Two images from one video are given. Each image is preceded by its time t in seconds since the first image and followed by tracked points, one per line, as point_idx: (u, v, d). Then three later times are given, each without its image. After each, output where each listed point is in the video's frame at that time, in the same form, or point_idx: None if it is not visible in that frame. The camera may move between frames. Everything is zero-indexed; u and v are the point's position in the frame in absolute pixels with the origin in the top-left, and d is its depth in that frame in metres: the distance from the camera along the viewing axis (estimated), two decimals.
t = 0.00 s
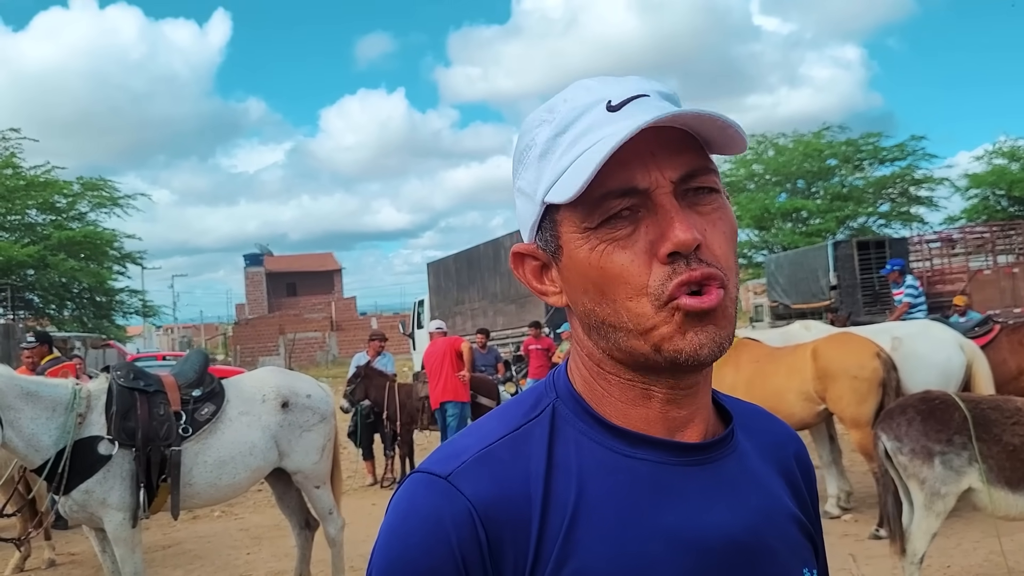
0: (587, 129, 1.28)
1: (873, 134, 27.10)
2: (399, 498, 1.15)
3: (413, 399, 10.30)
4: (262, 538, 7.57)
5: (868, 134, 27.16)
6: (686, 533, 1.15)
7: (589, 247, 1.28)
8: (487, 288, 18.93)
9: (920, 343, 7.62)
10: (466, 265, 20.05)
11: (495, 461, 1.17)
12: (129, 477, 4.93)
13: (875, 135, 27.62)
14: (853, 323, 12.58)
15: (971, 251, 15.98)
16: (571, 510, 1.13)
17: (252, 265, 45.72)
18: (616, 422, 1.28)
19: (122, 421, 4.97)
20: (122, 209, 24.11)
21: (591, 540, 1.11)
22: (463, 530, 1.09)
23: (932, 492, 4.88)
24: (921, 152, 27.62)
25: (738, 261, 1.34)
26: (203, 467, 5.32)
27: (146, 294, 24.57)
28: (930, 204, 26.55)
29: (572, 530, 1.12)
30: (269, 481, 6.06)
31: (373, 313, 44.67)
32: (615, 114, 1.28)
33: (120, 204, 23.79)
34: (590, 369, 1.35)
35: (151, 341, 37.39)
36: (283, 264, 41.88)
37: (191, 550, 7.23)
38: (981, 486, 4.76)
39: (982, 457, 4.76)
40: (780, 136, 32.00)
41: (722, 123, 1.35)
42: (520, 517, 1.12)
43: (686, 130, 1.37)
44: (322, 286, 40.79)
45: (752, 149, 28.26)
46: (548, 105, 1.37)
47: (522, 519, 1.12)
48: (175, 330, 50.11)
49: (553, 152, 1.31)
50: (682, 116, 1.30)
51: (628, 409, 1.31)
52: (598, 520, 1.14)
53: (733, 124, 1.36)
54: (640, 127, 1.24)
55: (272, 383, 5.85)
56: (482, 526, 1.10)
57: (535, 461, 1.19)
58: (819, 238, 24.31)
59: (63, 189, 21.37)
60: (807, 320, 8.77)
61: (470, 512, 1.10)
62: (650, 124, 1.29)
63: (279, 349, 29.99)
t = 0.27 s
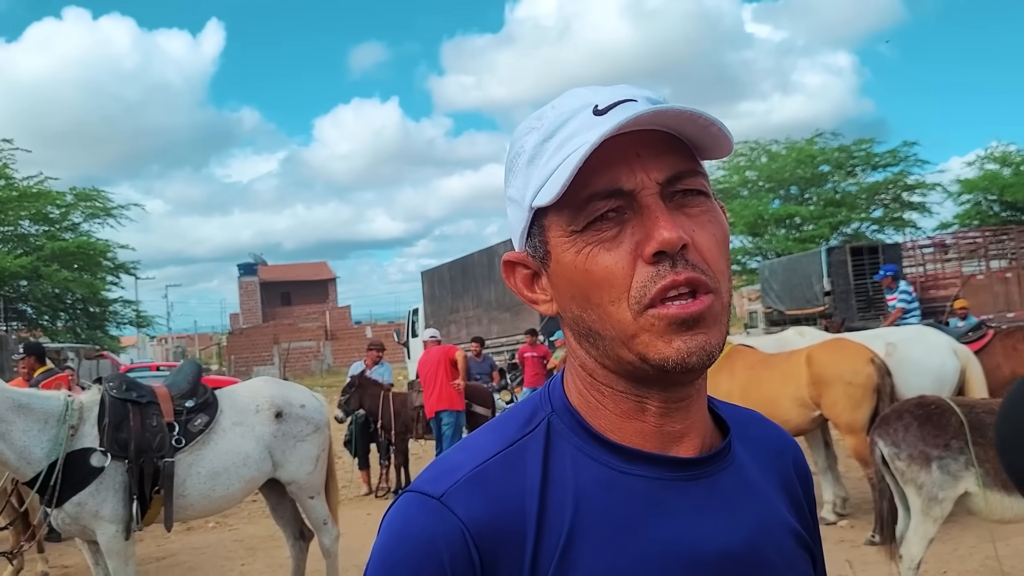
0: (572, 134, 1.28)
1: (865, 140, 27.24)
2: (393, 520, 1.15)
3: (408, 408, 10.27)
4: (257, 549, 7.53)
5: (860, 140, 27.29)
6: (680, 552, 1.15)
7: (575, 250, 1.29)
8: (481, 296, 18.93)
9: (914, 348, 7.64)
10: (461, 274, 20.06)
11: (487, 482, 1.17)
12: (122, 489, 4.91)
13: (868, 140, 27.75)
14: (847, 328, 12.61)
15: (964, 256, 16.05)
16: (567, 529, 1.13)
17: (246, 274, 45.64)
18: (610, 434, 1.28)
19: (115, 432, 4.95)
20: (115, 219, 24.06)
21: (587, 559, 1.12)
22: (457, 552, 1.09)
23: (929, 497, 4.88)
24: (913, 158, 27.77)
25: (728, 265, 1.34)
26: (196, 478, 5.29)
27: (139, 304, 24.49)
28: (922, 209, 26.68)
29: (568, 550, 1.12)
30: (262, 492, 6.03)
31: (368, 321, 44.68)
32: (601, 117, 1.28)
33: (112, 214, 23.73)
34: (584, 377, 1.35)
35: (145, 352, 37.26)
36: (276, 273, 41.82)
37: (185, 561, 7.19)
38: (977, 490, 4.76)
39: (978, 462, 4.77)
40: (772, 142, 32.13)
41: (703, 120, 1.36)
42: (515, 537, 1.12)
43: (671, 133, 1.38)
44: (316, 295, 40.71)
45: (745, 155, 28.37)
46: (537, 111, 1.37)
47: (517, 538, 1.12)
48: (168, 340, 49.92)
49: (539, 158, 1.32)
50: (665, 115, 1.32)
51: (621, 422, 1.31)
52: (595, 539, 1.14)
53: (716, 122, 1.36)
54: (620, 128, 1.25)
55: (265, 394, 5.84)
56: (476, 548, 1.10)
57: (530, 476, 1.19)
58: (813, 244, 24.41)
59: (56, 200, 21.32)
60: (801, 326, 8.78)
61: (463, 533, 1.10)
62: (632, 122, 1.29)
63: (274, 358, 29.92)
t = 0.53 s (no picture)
0: (550, 137, 1.28)
1: (853, 142, 27.40)
2: (375, 533, 1.15)
3: (397, 411, 10.22)
4: (245, 553, 7.49)
5: (848, 143, 27.45)
6: (663, 559, 1.15)
7: (551, 252, 1.30)
8: (471, 298, 18.91)
9: (902, 350, 7.68)
10: (450, 276, 20.03)
11: (468, 492, 1.17)
12: (109, 494, 4.87)
13: (855, 143, 27.92)
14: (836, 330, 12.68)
15: (950, 257, 16.16)
16: (548, 542, 1.14)
17: (234, 277, 45.40)
18: (591, 442, 1.29)
19: (102, 436, 4.90)
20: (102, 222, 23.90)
21: (569, 568, 1.13)
22: (438, 565, 1.09)
23: (918, 498, 4.90)
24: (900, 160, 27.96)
25: (708, 269, 1.34)
26: (184, 482, 5.26)
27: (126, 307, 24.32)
28: (909, 211, 26.86)
29: (550, 562, 1.13)
30: (251, 495, 6.00)
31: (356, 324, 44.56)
32: (580, 119, 1.28)
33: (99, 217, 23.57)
34: (564, 382, 1.35)
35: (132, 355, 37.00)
36: (265, 275, 41.63)
37: (173, 566, 7.14)
38: (964, 491, 4.80)
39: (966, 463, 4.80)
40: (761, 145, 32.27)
41: (682, 124, 1.36)
42: (496, 549, 1.13)
43: (653, 136, 1.39)
44: (305, 298, 40.54)
45: (734, 158, 28.48)
46: (519, 113, 1.37)
47: (499, 550, 1.13)
48: (155, 343, 49.59)
49: (517, 161, 1.32)
50: (642, 119, 1.32)
51: (604, 428, 1.31)
52: (577, 550, 1.14)
53: (694, 126, 1.37)
54: (596, 128, 1.25)
55: (254, 397, 5.81)
56: (458, 562, 1.11)
57: (512, 487, 1.19)
58: (802, 246, 24.52)
59: (42, 202, 21.16)
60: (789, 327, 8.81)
61: (445, 548, 1.11)
62: (612, 123, 1.30)
63: (263, 361, 29.79)
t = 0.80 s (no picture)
0: (541, 134, 1.27)
1: (851, 144, 27.43)
2: (368, 536, 1.14)
3: (394, 413, 10.18)
4: (242, 555, 7.47)
5: (846, 144, 27.48)
6: (659, 557, 1.14)
7: (544, 249, 1.29)
8: (468, 300, 18.89)
9: (900, 351, 7.68)
10: (448, 278, 20.01)
11: (462, 494, 1.16)
12: (106, 496, 4.85)
13: (853, 144, 27.96)
14: (834, 332, 12.69)
15: (948, 259, 16.18)
16: (543, 542, 1.13)
17: (231, 278, 45.32)
18: (585, 441, 1.28)
19: (98, 438, 4.88)
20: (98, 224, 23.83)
21: (564, 567, 1.12)
22: (433, 567, 1.09)
23: (917, 498, 4.91)
24: (898, 161, 28.01)
25: (701, 266, 1.34)
26: (181, 485, 5.25)
27: (123, 309, 24.26)
28: (907, 212, 26.89)
29: (545, 562, 1.12)
30: (248, 498, 5.99)
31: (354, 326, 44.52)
32: (570, 117, 1.27)
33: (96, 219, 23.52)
34: (556, 380, 1.35)
35: (129, 358, 36.94)
36: (262, 277, 41.57)
37: (170, 569, 7.12)
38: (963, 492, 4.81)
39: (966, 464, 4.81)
40: (759, 146, 32.29)
41: (671, 120, 1.35)
42: (491, 550, 1.12)
43: (643, 133, 1.38)
44: (302, 300, 40.47)
45: (732, 159, 28.51)
46: (508, 111, 1.37)
47: (493, 550, 1.12)
48: (152, 346, 49.44)
49: (507, 158, 1.31)
50: (632, 115, 1.31)
51: (597, 426, 1.30)
52: (572, 550, 1.13)
53: (684, 122, 1.36)
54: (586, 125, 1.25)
55: (251, 399, 5.78)
56: (452, 563, 1.10)
57: (506, 488, 1.18)
58: (799, 247, 24.54)
59: (39, 204, 21.14)
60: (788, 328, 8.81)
61: (439, 550, 1.10)
62: (601, 120, 1.29)
63: (260, 364, 29.75)
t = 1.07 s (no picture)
0: (542, 136, 1.27)
1: (850, 144, 27.43)
2: (365, 537, 1.14)
3: (393, 414, 10.17)
4: (241, 556, 7.47)
5: (845, 145, 27.48)
6: (654, 557, 1.15)
7: (542, 250, 1.29)
8: (468, 301, 18.89)
9: (899, 352, 7.68)
10: (447, 278, 20.00)
11: (459, 494, 1.16)
12: (105, 496, 4.85)
13: (853, 145, 27.96)
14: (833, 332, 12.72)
15: (948, 260, 16.19)
16: (540, 542, 1.13)
17: (231, 279, 45.32)
18: (580, 441, 1.28)
19: (97, 439, 4.88)
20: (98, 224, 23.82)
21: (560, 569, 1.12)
22: (430, 568, 1.08)
23: (916, 499, 4.92)
24: (897, 162, 28.02)
25: (697, 272, 1.34)
26: (180, 485, 5.25)
27: (122, 310, 24.25)
28: (906, 213, 26.92)
29: (542, 562, 1.12)
30: (248, 498, 5.98)
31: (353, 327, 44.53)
32: (572, 120, 1.27)
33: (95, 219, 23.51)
34: (552, 381, 1.35)
35: (128, 359, 36.92)
36: (261, 278, 41.58)
37: (170, 569, 7.12)
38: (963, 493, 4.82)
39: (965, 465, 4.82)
40: (759, 147, 32.29)
41: (672, 127, 1.35)
42: (488, 549, 1.12)
43: (642, 139, 1.38)
44: (301, 300, 40.44)
45: (731, 160, 28.52)
46: (510, 112, 1.37)
47: (490, 551, 1.12)
48: (151, 347, 49.39)
49: (507, 159, 1.31)
50: (634, 121, 1.31)
51: (594, 427, 1.30)
52: (569, 550, 1.13)
53: (685, 130, 1.36)
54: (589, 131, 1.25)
55: (250, 399, 5.79)
56: (451, 563, 1.09)
57: (501, 489, 1.18)
58: (799, 248, 24.54)
59: (38, 205, 21.14)
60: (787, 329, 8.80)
61: (437, 550, 1.09)
62: (603, 124, 1.29)
63: (260, 364, 29.74)
